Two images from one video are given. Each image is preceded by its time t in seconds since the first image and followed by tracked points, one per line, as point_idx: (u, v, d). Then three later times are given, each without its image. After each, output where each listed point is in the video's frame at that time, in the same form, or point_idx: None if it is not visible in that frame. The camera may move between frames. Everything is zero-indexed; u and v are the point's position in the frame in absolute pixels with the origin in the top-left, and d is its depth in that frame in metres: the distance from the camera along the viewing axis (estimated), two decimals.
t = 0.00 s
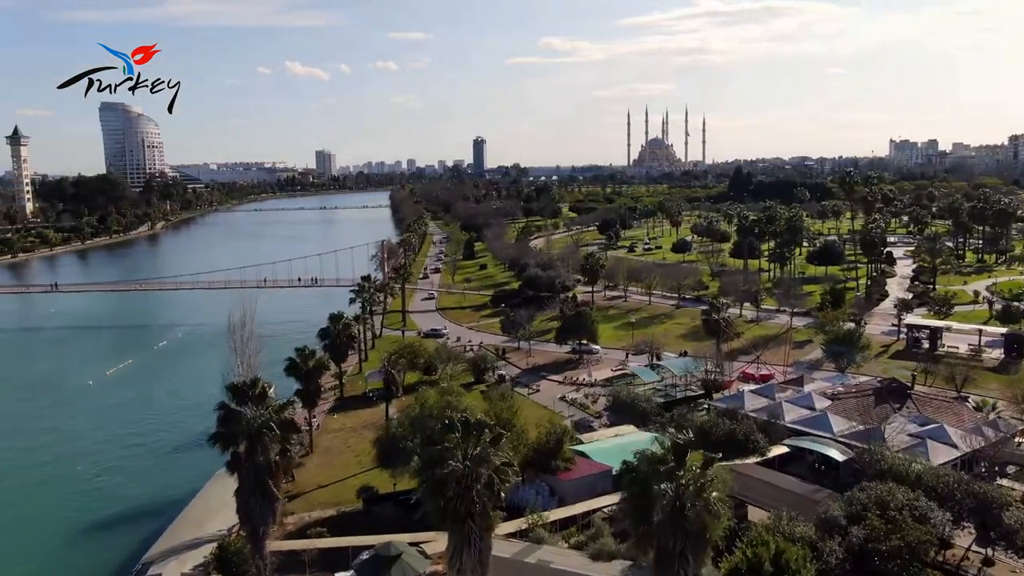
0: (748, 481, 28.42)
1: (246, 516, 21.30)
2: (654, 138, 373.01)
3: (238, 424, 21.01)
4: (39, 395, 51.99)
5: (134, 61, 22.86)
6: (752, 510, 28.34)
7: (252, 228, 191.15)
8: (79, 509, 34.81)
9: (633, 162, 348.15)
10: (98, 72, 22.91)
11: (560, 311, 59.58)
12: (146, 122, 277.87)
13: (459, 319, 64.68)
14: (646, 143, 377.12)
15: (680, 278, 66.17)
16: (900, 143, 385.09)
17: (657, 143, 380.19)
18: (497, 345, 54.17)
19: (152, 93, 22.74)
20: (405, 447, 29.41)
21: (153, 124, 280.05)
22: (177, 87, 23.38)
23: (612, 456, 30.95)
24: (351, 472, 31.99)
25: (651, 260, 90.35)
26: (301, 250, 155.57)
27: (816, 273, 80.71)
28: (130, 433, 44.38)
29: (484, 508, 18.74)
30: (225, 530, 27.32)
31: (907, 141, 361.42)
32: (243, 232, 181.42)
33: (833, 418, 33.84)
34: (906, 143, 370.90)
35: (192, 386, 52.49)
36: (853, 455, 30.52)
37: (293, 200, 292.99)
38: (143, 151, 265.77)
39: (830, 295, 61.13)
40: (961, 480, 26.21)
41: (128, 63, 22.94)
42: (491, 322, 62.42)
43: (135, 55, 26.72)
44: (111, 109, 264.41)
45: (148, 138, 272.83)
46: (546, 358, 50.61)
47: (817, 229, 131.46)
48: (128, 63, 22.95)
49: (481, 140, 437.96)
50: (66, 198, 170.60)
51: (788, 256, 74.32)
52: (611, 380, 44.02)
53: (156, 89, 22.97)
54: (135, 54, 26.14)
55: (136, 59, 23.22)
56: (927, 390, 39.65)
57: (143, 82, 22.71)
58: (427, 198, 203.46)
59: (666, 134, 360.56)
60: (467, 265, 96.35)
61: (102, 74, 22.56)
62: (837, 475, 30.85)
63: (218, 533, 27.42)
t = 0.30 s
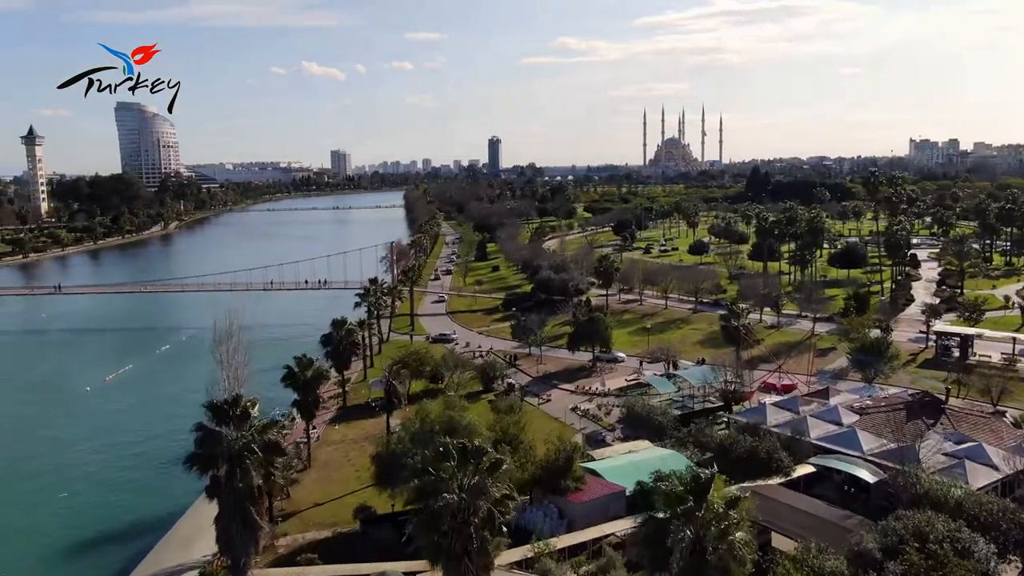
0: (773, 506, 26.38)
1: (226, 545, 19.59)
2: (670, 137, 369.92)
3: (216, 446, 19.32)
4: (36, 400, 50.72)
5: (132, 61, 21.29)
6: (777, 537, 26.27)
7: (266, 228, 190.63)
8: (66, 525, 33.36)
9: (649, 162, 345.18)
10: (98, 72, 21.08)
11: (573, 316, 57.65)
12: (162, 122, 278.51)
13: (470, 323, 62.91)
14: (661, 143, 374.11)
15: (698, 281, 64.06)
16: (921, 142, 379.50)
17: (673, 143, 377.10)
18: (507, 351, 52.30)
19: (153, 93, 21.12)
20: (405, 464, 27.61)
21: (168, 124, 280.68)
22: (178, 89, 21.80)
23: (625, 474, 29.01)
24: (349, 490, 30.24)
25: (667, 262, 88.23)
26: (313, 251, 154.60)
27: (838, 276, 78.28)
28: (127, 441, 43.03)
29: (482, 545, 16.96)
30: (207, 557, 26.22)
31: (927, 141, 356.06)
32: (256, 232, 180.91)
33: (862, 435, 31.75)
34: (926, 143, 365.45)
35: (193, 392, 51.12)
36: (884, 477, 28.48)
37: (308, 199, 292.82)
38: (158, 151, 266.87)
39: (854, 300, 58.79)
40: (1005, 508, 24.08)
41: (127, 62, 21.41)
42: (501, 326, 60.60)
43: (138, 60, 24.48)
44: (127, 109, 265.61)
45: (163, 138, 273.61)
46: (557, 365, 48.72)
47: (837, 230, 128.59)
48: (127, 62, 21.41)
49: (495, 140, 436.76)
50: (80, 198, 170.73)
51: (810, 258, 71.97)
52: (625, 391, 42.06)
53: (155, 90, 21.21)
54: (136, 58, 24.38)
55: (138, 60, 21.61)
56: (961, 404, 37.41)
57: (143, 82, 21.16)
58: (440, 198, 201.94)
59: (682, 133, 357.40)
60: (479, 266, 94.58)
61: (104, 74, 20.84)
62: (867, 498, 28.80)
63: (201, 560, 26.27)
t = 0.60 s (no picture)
0: (827, 538, 24.10)
1: None
2: (712, 137, 363.98)
3: (217, 470, 17.95)
4: (62, 406, 50.28)
5: (135, 60, 20.90)
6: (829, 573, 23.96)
7: (304, 228, 191.57)
8: (81, 539, 32.53)
9: (690, 161, 339.76)
10: (96, 73, 20.47)
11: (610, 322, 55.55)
12: (205, 122, 282.59)
13: (503, 328, 61.21)
14: (703, 143, 368.34)
15: (741, 286, 61.42)
16: (973, 141, 367.40)
17: (715, 143, 371.12)
18: (540, 358, 50.45)
19: (151, 93, 21.15)
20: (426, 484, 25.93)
21: (211, 125, 284.68)
22: (178, 88, 21.90)
23: (663, 497, 26.90)
24: (370, 508, 28.71)
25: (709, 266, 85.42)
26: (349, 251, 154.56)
27: (889, 281, 74.70)
28: (151, 449, 42.30)
29: None
30: None
31: (981, 139, 344.28)
32: (294, 232, 181.89)
33: (922, 458, 29.21)
34: (979, 142, 353.44)
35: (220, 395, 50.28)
36: (949, 507, 26.00)
37: (347, 199, 294.53)
38: (200, 151, 271.01)
39: (909, 307, 55.60)
40: None
41: (128, 62, 20.99)
42: (536, 332, 58.74)
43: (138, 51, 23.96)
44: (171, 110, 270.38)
45: (206, 138, 277.81)
46: (592, 374, 46.70)
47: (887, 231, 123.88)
48: (128, 61, 20.99)
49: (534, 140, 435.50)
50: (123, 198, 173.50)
51: (860, 262, 68.67)
52: (664, 403, 39.89)
53: (157, 89, 21.25)
54: (140, 53, 23.01)
55: (138, 60, 21.25)
56: None
57: (143, 82, 21.08)
58: (478, 199, 200.74)
59: (723, 133, 351.38)
60: (515, 268, 92.89)
61: (101, 74, 20.34)
62: (930, 530, 26.32)
63: None
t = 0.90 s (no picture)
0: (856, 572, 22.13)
1: None
2: (728, 137, 360.39)
3: (185, 501, 16.22)
4: (57, 413, 48.98)
5: (133, 59, 19.50)
6: None
7: (317, 228, 190.89)
8: (64, 560, 31.12)
9: (707, 161, 336.33)
10: (96, 70, 18.94)
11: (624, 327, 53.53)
12: (220, 121, 283.12)
13: (513, 333, 59.43)
14: (719, 143, 364.79)
15: (762, 290, 59.13)
16: (996, 140, 361.25)
17: (732, 143, 367.52)
18: (551, 366, 48.58)
19: (151, 93, 19.43)
20: (424, 508, 24.21)
21: (226, 124, 285.17)
22: (180, 89, 20.44)
23: (679, 523, 24.96)
24: (366, 530, 27.06)
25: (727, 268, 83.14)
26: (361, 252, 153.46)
27: (914, 286, 72.09)
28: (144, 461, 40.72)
29: None
30: None
31: (1003, 139, 338.22)
32: (307, 232, 181.18)
33: (960, 481, 27.05)
34: (1002, 142, 347.34)
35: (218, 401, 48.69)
36: (990, 538, 23.89)
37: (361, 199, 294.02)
38: (215, 151, 271.64)
39: (937, 314, 53.18)
40: None
41: (128, 61, 19.58)
42: (547, 337, 56.88)
43: (128, 52, 22.60)
44: (186, 110, 271.23)
45: (221, 138, 278.44)
46: (605, 383, 44.80)
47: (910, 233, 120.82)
48: (127, 60, 19.57)
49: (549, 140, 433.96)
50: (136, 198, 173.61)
51: (885, 265, 66.21)
52: (680, 416, 37.90)
53: (157, 90, 19.50)
54: (131, 51, 20.63)
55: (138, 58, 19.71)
56: None
57: (142, 81, 19.48)
58: (492, 199, 199.11)
59: (740, 132, 347.59)
60: (527, 270, 91.08)
61: (103, 71, 18.84)
62: (969, 561, 24.26)
63: None
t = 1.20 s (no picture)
0: None
1: None
2: (746, 137, 356.42)
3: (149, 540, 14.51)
4: (53, 417, 47.58)
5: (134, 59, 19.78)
6: None
7: (331, 228, 190.28)
8: None
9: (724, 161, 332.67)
10: (98, 71, 19.24)
11: (640, 333, 51.52)
12: (235, 121, 283.67)
13: (525, 338, 57.57)
14: (737, 142, 360.89)
15: (784, 295, 56.87)
16: (1019, 140, 354.68)
17: (749, 143, 363.52)
18: (563, 374, 46.66)
19: (152, 93, 19.72)
20: (424, 535, 22.46)
21: (241, 124, 285.68)
22: (180, 88, 20.46)
23: (697, 552, 23.05)
24: (363, 554, 25.35)
25: (746, 271, 80.83)
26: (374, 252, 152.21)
27: (942, 290, 69.36)
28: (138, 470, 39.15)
29: None
30: None
31: None
32: (320, 232, 180.40)
33: (1006, 510, 24.91)
34: None
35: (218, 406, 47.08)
36: None
37: (376, 199, 293.31)
38: (230, 151, 271.93)
39: (969, 320, 50.65)
40: None
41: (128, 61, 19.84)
42: (560, 343, 54.96)
43: (131, 54, 22.49)
44: (201, 110, 272.08)
45: (236, 138, 278.85)
46: (620, 392, 42.82)
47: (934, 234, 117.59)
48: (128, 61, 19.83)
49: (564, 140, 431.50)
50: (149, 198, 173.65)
51: (911, 269, 63.66)
52: (699, 430, 35.91)
53: (156, 89, 19.83)
54: (135, 51, 20.51)
55: (140, 61, 19.99)
56: None
57: (143, 81, 19.78)
58: (506, 199, 197.24)
59: (758, 132, 343.59)
60: (541, 272, 89.22)
61: (103, 73, 19.07)
62: None
63: None
